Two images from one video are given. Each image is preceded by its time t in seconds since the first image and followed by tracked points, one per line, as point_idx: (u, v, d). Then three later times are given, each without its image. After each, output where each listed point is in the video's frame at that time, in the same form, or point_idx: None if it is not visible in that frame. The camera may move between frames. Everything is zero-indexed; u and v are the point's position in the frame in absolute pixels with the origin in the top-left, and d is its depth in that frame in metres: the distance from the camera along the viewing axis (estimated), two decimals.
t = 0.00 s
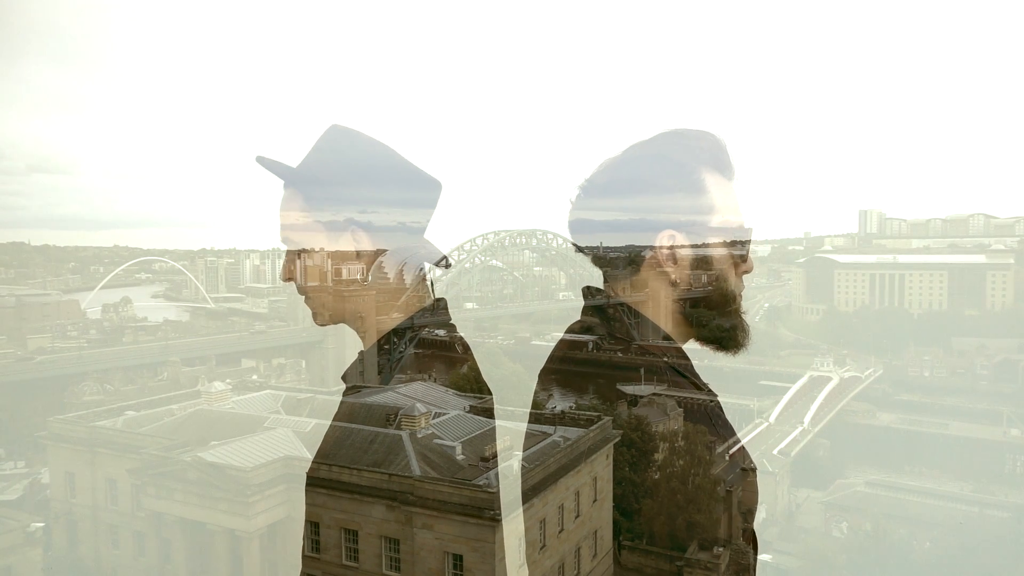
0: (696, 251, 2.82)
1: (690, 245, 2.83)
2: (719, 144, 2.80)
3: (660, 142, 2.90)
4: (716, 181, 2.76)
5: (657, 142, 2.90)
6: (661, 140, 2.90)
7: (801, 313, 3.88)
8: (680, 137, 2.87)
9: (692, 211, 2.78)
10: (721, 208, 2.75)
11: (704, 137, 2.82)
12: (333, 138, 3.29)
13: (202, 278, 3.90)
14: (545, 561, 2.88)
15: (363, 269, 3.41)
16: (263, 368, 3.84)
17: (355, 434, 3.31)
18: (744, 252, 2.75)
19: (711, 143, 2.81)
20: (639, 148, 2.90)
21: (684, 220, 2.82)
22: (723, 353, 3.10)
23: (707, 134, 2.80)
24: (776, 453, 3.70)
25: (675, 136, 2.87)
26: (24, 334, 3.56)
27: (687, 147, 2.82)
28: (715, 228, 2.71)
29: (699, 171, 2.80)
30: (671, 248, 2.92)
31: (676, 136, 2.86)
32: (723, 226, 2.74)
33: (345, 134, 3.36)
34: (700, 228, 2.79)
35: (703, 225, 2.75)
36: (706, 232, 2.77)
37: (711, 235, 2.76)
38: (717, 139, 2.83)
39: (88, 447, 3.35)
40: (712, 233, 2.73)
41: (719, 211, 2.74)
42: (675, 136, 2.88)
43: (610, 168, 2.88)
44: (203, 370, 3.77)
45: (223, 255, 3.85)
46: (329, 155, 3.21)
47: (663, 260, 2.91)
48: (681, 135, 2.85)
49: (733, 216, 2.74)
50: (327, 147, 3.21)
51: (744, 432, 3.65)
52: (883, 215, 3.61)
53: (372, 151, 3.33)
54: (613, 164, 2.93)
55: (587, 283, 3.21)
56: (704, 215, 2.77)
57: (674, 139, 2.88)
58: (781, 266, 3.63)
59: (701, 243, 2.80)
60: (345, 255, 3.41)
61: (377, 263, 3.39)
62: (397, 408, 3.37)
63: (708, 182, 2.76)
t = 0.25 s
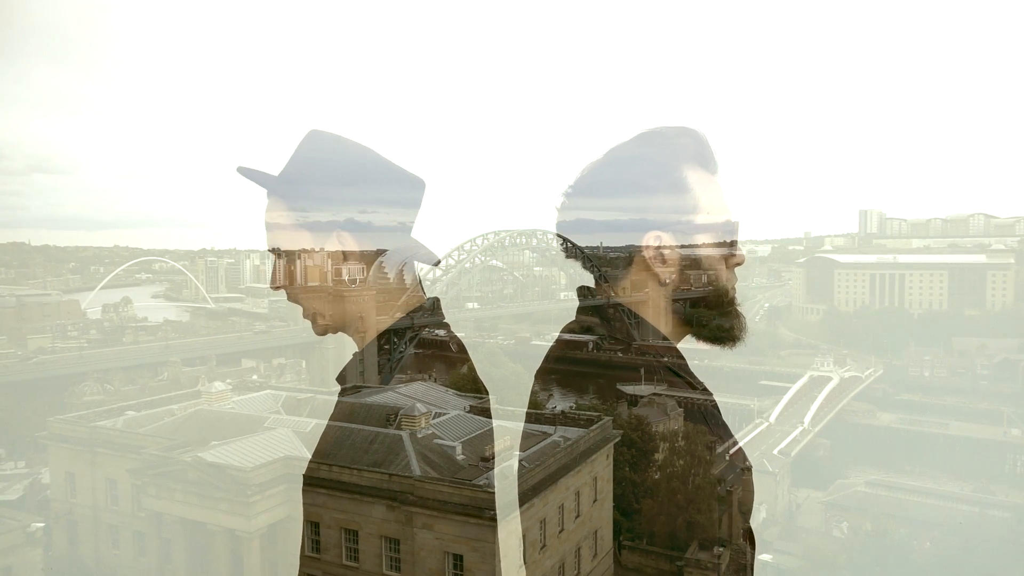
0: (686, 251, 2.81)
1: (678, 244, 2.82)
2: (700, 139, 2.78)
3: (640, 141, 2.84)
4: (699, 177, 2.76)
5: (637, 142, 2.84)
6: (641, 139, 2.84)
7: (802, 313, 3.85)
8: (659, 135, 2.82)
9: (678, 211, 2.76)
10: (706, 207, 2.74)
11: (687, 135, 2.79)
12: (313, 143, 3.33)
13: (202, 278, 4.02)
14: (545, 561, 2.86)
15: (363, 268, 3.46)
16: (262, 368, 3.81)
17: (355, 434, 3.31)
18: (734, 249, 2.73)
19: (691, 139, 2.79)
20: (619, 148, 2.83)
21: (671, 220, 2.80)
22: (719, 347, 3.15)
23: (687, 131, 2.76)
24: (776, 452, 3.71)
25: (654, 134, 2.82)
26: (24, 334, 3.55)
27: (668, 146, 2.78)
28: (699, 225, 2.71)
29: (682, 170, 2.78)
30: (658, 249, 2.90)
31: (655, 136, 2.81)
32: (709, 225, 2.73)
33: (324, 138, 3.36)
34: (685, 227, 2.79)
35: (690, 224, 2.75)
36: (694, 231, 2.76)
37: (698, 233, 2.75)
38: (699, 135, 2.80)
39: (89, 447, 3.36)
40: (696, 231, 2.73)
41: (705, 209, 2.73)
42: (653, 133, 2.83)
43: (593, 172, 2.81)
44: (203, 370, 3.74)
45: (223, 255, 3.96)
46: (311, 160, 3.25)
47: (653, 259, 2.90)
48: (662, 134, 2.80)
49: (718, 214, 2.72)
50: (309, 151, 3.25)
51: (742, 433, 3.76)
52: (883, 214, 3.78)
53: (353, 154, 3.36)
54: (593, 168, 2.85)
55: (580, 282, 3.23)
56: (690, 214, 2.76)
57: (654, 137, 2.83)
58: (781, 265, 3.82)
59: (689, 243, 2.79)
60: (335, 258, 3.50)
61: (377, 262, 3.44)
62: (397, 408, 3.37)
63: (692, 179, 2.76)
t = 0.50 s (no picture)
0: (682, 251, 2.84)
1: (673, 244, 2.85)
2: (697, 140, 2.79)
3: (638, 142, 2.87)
4: (695, 178, 2.79)
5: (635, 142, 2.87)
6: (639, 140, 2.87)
7: (801, 314, 3.84)
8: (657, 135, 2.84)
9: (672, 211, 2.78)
10: (702, 207, 2.78)
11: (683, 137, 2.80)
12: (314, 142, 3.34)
13: (202, 278, 4.01)
14: (544, 561, 2.85)
15: (363, 268, 3.47)
16: (262, 368, 3.81)
17: (355, 434, 3.31)
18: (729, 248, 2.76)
19: (688, 139, 2.80)
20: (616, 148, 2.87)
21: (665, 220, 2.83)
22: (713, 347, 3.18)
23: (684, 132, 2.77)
24: (777, 452, 3.72)
25: (652, 135, 2.86)
26: (24, 333, 3.56)
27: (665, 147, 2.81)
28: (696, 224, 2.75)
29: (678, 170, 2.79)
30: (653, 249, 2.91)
31: (652, 136, 2.84)
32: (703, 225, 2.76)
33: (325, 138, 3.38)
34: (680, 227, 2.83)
35: (685, 224, 2.78)
36: (690, 231, 2.80)
37: (693, 233, 2.79)
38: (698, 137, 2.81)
39: (89, 447, 3.35)
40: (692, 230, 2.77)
41: (700, 209, 2.76)
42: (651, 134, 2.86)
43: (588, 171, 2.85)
44: (203, 370, 3.75)
45: (223, 255, 3.98)
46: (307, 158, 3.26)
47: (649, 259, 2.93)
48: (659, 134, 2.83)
49: (713, 216, 2.76)
50: (305, 148, 3.24)
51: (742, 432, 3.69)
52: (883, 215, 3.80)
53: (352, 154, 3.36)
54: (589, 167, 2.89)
55: (576, 282, 3.28)
56: (684, 214, 2.79)
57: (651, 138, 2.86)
58: (780, 264, 3.83)
59: (684, 243, 2.83)
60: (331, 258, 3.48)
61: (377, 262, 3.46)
62: (397, 408, 3.35)
63: (687, 180, 2.80)
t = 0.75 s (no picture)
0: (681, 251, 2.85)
1: (672, 244, 2.86)
2: (694, 140, 2.80)
3: (637, 141, 2.88)
4: (692, 177, 2.79)
5: (633, 142, 2.88)
6: (637, 139, 2.87)
7: (801, 314, 3.84)
8: (654, 135, 2.85)
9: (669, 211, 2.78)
10: (700, 208, 2.78)
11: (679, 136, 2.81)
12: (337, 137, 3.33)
13: (202, 278, 3.99)
14: (544, 560, 2.85)
15: (364, 268, 3.43)
16: (263, 368, 3.84)
17: (355, 434, 3.31)
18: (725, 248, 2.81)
19: (686, 139, 2.80)
20: (615, 148, 2.87)
21: (663, 220, 2.83)
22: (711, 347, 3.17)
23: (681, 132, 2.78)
24: (777, 453, 3.80)
25: (650, 135, 2.85)
26: (24, 334, 3.51)
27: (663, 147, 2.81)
28: (694, 224, 2.75)
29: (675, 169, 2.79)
30: (651, 249, 2.93)
31: (650, 135, 2.84)
32: (701, 225, 2.78)
33: (350, 134, 3.38)
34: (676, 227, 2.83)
35: (683, 224, 2.78)
36: (688, 231, 2.80)
37: (691, 234, 2.78)
38: (694, 135, 2.82)
39: (88, 447, 3.34)
40: (689, 230, 2.77)
41: (697, 209, 2.77)
42: (649, 134, 2.86)
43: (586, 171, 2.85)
44: (203, 369, 3.78)
45: (223, 255, 3.94)
46: (329, 152, 3.22)
47: (648, 259, 2.94)
48: (657, 134, 2.83)
49: (710, 215, 2.78)
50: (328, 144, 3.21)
51: (742, 432, 3.75)
52: (883, 216, 3.82)
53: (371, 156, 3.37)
54: (588, 167, 2.89)
55: (575, 283, 3.29)
56: (683, 214, 2.78)
57: (649, 137, 2.86)
58: (780, 265, 3.91)
59: (682, 244, 2.83)
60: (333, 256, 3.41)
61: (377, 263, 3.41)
62: (396, 408, 3.35)
63: (685, 180, 2.80)
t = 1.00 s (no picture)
0: (681, 251, 2.86)
1: (672, 244, 2.87)
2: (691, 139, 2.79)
3: (634, 140, 2.88)
4: (691, 177, 2.79)
5: (630, 141, 2.88)
6: (634, 138, 2.87)
7: (802, 314, 3.82)
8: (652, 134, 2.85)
9: (667, 211, 2.79)
10: (698, 207, 2.78)
11: (677, 136, 2.83)
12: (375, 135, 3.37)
13: (202, 278, 3.97)
14: (544, 561, 2.86)
15: (364, 268, 3.45)
16: (263, 368, 3.83)
17: (355, 434, 3.31)
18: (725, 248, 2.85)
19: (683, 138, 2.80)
20: (612, 147, 2.88)
21: (661, 220, 2.83)
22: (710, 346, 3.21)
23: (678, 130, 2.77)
24: (777, 453, 3.80)
25: (649, 135, 2.85)
26: (24, 334, 3.55)
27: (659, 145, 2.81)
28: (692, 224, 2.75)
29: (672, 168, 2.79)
30: (650, 248, 2.94)
31: (648, 135, 2.84)
32: (700, 224, 2.78)
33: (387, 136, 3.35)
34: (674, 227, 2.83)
35: (682, 224, 2.78)
36: (686, 231, 2.80)
37: (690, 233, 2.79)
38: (691, 133, 2.83)
39: (89, 447, 3.35)
40: (688, 230, 2.77)
41: (696, 209, 2.77)
42: (646, 133, 2.86)
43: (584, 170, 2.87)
44: (203, 369, 3.76)
45: (223, 255, 3.94)
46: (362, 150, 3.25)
47: (647, 259, 2.94)
48: (654, 133, 2.83)
49: (709, 215, 2.78)
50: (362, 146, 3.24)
51: (742, 432, 3.76)
52: (882, 215, 3.85)
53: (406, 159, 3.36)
54: (587, 167, 2.90)
55: (574, 282, 3.29)
56: (681, 214, 2.79)
57: (646, 136, 2.86)
58: (780, 265, 3.88)
59: (681, 243, 2.83)
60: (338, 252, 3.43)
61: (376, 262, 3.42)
62: (396, 408, 3.34)
63: (682, 180, 2.79)
